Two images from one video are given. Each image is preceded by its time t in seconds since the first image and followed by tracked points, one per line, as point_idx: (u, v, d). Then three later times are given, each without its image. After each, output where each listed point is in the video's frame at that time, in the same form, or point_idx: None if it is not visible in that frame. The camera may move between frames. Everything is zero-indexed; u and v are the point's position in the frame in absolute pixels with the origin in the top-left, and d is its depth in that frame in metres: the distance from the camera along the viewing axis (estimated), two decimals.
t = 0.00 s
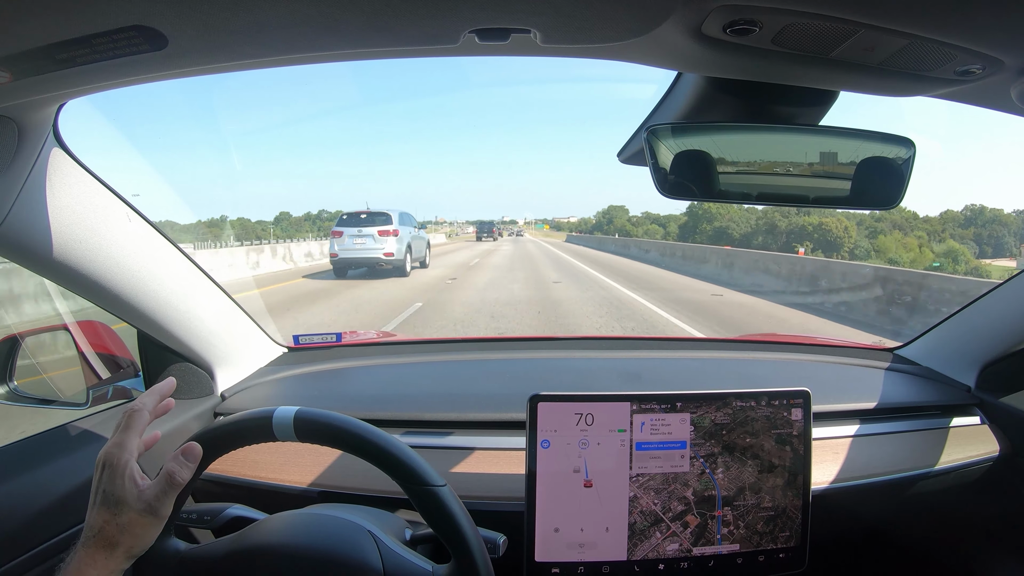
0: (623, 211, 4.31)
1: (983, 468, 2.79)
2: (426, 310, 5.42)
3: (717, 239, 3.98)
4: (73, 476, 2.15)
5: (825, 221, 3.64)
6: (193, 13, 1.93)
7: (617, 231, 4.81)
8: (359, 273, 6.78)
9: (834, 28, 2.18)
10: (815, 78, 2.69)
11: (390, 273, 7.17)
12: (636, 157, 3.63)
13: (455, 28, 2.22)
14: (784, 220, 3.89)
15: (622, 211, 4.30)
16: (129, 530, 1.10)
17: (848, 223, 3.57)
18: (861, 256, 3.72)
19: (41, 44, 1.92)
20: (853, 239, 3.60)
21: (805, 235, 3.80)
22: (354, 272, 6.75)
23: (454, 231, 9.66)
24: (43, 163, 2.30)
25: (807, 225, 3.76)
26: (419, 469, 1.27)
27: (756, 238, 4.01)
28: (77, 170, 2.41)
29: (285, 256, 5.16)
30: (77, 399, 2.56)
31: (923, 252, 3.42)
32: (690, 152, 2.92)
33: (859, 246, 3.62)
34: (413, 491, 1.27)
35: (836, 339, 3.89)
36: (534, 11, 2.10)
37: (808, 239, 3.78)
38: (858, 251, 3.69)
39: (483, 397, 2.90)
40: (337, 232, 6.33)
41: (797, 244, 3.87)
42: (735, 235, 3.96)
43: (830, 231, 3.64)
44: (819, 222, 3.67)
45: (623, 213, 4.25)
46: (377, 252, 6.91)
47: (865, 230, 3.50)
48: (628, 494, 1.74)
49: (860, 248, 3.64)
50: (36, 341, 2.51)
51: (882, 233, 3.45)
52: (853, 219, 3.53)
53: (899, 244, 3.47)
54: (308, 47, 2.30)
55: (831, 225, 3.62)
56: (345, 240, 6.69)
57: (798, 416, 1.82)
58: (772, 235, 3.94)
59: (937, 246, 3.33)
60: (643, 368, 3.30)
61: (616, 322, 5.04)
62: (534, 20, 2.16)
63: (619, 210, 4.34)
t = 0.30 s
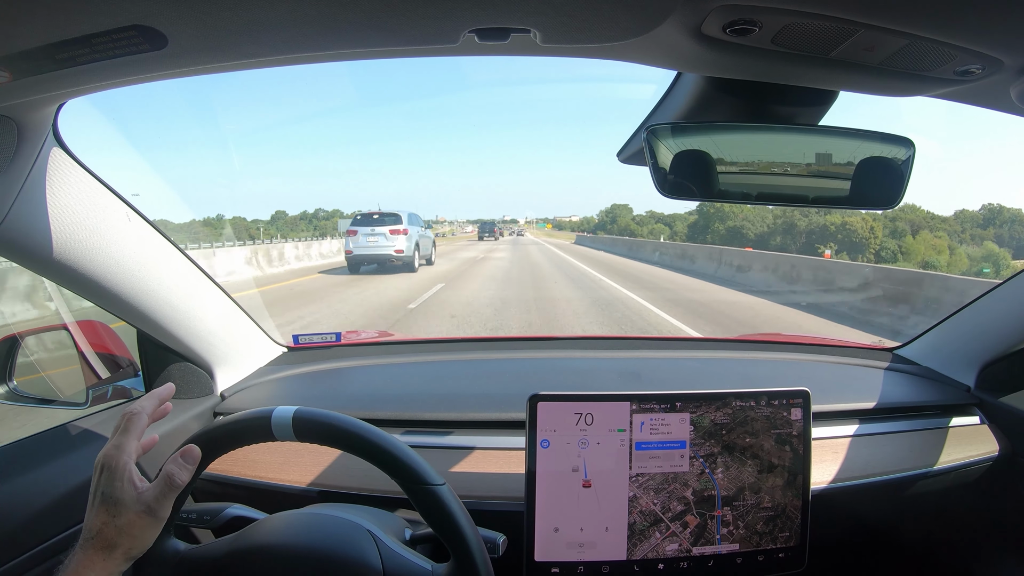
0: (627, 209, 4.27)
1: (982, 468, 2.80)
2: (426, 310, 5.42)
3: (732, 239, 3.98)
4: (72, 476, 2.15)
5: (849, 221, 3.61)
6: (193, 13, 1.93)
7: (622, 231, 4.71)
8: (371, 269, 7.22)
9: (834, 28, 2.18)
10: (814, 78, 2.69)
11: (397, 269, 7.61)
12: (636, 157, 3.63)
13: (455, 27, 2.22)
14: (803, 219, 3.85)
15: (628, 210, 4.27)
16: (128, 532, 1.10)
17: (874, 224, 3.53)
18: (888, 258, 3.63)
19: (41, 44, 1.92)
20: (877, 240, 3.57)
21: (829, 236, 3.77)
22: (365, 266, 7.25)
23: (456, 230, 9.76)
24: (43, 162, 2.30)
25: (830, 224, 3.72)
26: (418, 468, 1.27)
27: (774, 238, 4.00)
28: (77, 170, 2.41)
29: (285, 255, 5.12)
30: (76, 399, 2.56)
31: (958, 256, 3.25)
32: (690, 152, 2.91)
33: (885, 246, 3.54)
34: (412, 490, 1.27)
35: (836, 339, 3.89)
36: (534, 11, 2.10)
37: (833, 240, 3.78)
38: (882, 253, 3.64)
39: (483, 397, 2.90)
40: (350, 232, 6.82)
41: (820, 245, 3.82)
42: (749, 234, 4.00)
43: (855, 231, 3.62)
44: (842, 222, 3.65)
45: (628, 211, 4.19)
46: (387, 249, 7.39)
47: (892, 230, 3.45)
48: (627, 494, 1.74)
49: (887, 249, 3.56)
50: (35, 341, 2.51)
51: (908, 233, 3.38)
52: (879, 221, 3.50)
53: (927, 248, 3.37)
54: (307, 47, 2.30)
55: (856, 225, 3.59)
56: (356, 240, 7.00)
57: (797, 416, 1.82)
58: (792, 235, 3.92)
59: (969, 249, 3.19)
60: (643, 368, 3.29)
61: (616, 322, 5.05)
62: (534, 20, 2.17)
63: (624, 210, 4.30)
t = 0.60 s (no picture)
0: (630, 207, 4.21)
1: (982, 469, 2.80)
2: (426, 310, 5.43)
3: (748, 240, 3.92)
4: (72, 476, 2.15)
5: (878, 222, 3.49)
6: (193, 12, 1.93)
7: (626, 230, 4.54)
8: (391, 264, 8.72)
9: (834, 29, 2.18)
10: (814, 79, 2.69)
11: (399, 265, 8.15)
12: (636, 158, 3.63)
13: (455, 28, 2.22)
14: (827, 220, 3.72)
15: (632, 209, 4.23)
16: (137, 533, 1.09)
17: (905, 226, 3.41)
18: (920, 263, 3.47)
19: (40, 43, 1.91)
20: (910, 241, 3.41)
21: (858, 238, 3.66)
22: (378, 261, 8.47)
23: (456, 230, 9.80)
24: (44, 162, 2.31)
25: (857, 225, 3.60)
26: (418, 468, 1.27)
27: (795, 239, 3.89)
28: (77, 169, 2.41)
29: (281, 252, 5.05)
30: (76, 399, 2.56)
31: (996, 260, 3.10)
32: (689, 153, 2.91)
33: (915, 249, 3.42)
34: (412, 491, 1.27)
35: (836, 340, 3.89)
36: (534, 11, 2.10)
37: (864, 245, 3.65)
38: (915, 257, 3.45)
39: (482, 397, 2.90)
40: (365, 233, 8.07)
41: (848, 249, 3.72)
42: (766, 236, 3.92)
43: (884, 233, 3.49)
44: (870, 223, 3.53)
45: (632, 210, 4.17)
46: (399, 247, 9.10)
47: (923, 233, 3.35)
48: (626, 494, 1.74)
49: (917, 253, 3.44)
50: (35, 340, 2.51)
51: (941, 239, 3.28)
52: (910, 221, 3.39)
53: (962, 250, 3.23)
54: (306, 46, 2.29)
55: (885, 226, 3.47)
56: (374, 239, 8.99)
57: (797, 416, 1.82)
58: (813, 236, 3.81)
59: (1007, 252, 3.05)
60: (642, 368, 3.29)
61: (615, 322, 5.06)
62: (534, 20, 2.16)
63: (628, 209, 4.26)
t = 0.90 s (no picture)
0: (635, 207, 4.18)
1: (982, 468, 2.80)
2: (427, 309, 5.44)
3: (764, 239, 3.91)
4: (73, 476, 2.15)
5: (909, 221, 3.34)
6: (194, 13, 1.93)
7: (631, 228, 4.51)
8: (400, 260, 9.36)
9: (834, 28, 2.18)
10: (815, 78, 2.69)
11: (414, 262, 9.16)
12: (636, 157, 3.64)
13: (455, 28, 2.22)
14: (851, 218, 3.60)
15: (637, 207, 4.17)
16: (129, 520, 1.10)
17: (940, 227, 3.25)
18: (955, 264, 3.37)
19: (41, 44, 1.91)
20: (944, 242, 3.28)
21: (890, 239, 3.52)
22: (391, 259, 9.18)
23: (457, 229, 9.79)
24: (45, 162, 2.31)
25: (886, 225, 3.49)
26: (419, 469, 1.27)
27: (819, 239, 3.80)
28: (77, 169, 2.41)
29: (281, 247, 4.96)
30: (77, 399, 2.56)
31: None
32: (689, 153, 2.91)
33: (950, 251, 3.31)
34: (413, 491, 1.27)
35: (836, 339, 3.89)
36: (535, 11, 2.10)
37: (895, 246, 3.49)
38: (948, 258, 3.36)
39: (483, 397, 2.90)
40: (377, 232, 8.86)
41: (882, 250, 3.61)
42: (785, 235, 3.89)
43: (917, 233, 3.34)
44: (901, 222, 3.39)
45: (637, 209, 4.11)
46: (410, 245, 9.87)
47: (955, 233, 3.23)
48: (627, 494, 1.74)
49: (952, 255, 3.33)
50: (36, 340, 2.51)
51: (982, 238, 3.14)
52: (945, 222, 3.22)
53: (1000, 252, 3.07)
54: (307, 47, 2.29)
55: (918, 226, 3.32)
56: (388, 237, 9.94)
57: (798, 416, 1.82)
58: (839, 237, 3.73)
59: None
60: (643, 368, 3.29)
61: (616, 321, 5.07)
62: (534, 20, 2.16)
63: (633, 207, 4.20)
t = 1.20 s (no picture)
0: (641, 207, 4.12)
1: (983, 467, 2.80)
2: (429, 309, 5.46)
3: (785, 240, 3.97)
4: (75, 476, 2.15)
5: (946, 220, 3.25)
6: (194, 13, 1.93)
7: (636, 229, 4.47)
8: (410, 258, 9.70)
9: (834, 27, 2.18)
10: (815, 77, 2.69)
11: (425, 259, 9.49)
12: (637, 157, 3.64)
13: (454, 27, 2.22)
14: (883, 218, 3.52)
15: (642, 207, 4.09)
16: (134, 525, 1.10)
17: (980, 228, 3.12)
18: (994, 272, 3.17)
19: (41, 44, 1.91)
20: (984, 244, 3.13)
21: (927, 242, 3.40)
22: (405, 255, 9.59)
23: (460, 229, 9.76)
24: (45, 162, 2.31)
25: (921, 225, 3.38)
26: (420, 469, 1.27)
27: (847, 241, 3.83)
28: (78, 170, 2.41)
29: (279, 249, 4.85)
30: (78, 399, 2.56)
31: None
32: (689, 152, 2.91)
33: (990, 254, 3.14)
34: (413, 491, 1.27)
35: (836, 338, 3.89)
36: (534, 10, 2.10)
37: (933, 248, 3.37)
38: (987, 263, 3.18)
39: (484, 396, 2.90)
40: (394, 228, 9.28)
41: (919, 253, 3.46)
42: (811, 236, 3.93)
43: (955, 234, 3.21)
44: (937, 222, 3.29)
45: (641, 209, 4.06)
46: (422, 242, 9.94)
47: (998, 235, 3.08)
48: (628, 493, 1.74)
49: (992, 260, 3.15)
50: (37, 341, 2.51)
51: (1021, 238, 3.00)
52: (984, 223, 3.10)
53: None
54: (308, 47, 2.30)
55: (956, 226, 3.20)
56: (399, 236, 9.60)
57: (799, 414, 1.82)
58: (868, 238, 3.71)
59: None
60: (644, 367, 3.29)
61: (617, 320, 5.08)
62: (534, 19, 2.16)
63: (638, 206, 4.11)
